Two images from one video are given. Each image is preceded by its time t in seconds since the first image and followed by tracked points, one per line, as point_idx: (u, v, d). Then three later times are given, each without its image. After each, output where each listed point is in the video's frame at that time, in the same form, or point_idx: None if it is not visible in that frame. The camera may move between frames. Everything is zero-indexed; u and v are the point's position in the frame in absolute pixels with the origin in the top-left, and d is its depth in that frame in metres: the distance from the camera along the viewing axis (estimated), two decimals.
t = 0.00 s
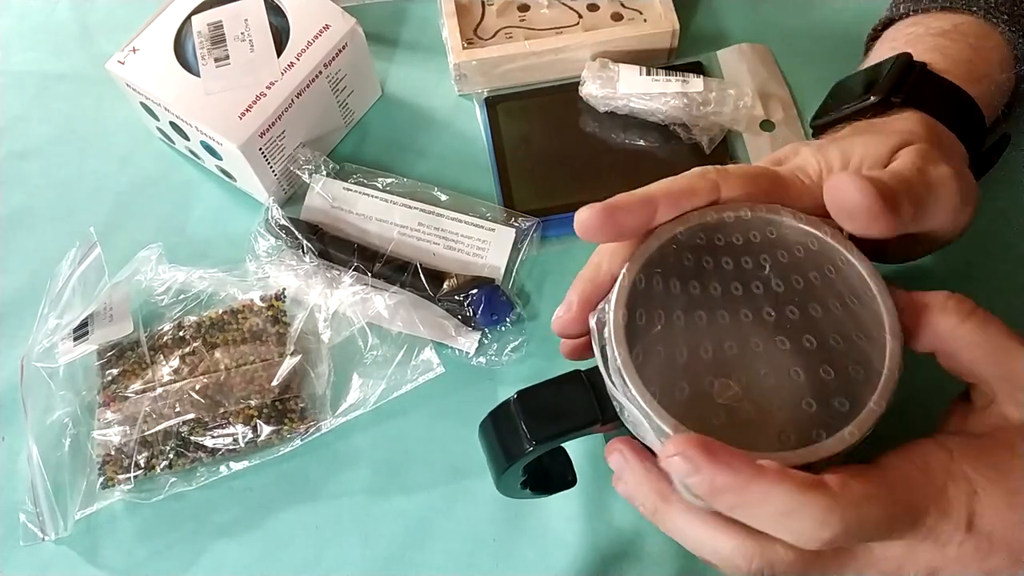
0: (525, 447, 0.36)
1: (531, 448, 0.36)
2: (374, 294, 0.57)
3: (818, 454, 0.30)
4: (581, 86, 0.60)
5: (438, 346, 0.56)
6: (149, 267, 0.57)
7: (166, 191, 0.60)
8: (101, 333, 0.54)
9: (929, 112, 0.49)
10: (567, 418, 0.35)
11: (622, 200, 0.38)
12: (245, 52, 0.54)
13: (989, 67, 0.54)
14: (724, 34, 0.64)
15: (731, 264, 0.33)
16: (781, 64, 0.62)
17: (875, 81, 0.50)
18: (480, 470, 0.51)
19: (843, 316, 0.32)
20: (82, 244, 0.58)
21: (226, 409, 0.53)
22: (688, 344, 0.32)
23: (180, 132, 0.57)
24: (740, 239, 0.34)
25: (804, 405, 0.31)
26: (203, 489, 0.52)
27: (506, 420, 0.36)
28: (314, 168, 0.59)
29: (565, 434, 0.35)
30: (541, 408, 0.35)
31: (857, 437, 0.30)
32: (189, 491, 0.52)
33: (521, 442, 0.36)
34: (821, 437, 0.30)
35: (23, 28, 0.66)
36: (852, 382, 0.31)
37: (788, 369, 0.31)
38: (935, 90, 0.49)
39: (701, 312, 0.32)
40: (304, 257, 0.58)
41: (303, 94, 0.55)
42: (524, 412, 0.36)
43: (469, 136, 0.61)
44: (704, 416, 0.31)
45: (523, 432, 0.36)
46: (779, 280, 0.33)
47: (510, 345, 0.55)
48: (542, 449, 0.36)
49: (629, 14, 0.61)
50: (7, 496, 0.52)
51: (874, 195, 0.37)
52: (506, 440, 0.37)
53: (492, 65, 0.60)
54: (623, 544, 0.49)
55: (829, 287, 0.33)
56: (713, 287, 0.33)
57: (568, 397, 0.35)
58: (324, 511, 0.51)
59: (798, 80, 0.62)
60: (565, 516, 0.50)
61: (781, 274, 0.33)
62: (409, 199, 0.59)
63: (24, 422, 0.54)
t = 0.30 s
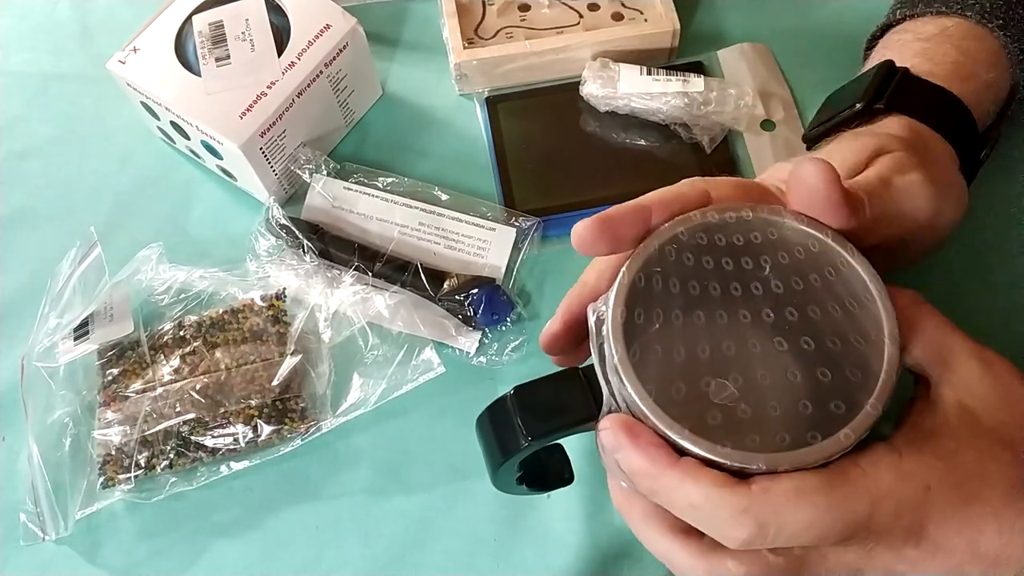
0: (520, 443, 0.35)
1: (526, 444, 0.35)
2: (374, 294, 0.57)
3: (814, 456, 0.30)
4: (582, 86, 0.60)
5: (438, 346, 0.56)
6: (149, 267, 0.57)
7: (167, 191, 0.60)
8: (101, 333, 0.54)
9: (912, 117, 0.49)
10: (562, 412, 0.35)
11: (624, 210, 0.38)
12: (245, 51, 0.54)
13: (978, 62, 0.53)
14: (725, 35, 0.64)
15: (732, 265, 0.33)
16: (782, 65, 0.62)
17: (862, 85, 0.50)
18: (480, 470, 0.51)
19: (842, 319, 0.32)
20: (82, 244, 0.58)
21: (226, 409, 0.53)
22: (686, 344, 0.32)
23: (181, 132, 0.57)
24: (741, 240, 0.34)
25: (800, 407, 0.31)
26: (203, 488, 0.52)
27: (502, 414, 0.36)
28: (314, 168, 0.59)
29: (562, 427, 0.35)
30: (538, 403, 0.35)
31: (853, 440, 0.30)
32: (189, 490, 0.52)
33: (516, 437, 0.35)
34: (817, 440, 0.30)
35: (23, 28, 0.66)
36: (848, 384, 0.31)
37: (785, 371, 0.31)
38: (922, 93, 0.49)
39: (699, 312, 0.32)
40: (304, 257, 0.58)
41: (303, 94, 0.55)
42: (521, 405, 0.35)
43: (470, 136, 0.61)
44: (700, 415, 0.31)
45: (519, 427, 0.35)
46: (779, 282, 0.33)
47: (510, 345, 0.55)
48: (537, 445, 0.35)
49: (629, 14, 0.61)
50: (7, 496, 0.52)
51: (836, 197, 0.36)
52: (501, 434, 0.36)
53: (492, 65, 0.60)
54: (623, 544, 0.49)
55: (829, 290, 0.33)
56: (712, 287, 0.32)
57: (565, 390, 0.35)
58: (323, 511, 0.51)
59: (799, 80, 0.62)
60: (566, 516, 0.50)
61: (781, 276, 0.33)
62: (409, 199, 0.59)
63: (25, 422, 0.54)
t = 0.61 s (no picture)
0: (516, 440, 0.34)
1: (522, 441, 0.34)
2: (374, 294, 0.57)
3: (812, 460, 0.30)
4: (582, 86, 0.60)
5: (438, 346, 0.56)
6: (149, 267, 0.57)
7: (167, 190, 0.60)
8: (101, 333, 0.54)
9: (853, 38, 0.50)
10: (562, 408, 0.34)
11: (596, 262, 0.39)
12: (245, 51, 0.54)
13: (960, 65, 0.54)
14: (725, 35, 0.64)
15: (732, 267, 0.33)
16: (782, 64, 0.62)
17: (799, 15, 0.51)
18: (480, 470, 0.51)
19: (842, 324, 0.32)
20: (82, 243, 0.58)
21: (226, 409, 0.53)
22: (684, 346, 0.32)
23: (181, 132, 0.57)
24: (741, 242, 0.33)
25: (796, 411, 0.31)
26: (203, 488, 0.52)
27: (499, 410, 0.35)
28: (314, 168, 0.59)
29: (561, 424, 0.34)
30: (535, 399, 0.34)
31: (851, 444, 0.30)
32: (189, 490, 0.52)
33: (513, 434, 0.34)
34: (813, 444, 0.30)
35: (24, 28, 0.66)
36: (846, 389, 0.31)
37: (783, 375, 0.31)
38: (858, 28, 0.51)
39: (697, 314, 0.32)
40: (304, 257, 0.58)
41: (303, 94, 0.55)
42: (519, 401, 0.34)
43: (470, 136, 0.61)
44: (697, 416, 0.31)
45: (515, 423, 0.34)
46: (779, 285, 0.33)
47: (510, 345, 0.55)
48: (533, 444, 0.34)
49: (629, 14, 0.61)
50: (8, 496, 0.52)
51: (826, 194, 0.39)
52: (497, 430, 0.35)
53: (492, 64, 0.60)
54: (623, 543, 0.49)
55: (829, 294, 0.33)
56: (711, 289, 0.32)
57: (564, 387, 0.34)
58: (324, 511, 0.51)
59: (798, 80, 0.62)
60: (566, 516, 0.50)
61: (781, 279, 0.33)
62: (409, 199, 0.59)
63: (25, 422, 0.54)
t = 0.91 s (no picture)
0: (494, 414, 0.35)
1: (498, 416, 0.34)
2: (375, 294, 0.57)
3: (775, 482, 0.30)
4: (582, 86, 0.60)
5: (438, 346, 0.56)
6: (149, 267, 0.57)
7: (166, 190, 0.60)
8: (101, 333, 0.54)
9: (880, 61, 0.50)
10: (543, 391, 0.34)
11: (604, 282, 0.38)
12: (245, 51, 0.54)
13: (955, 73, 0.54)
14: (726, 34, 0.64)
15: (737, 278, 0.33)
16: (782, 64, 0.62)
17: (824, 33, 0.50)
18: (481, 470, 0.51)
19: (839, 355, 0.32)
20: (82, 243, 0.58)
21: (226, 409, 0.53)
22: (673, 350, 0.31)
23: (181, 132, 0.57)
24: (751, 256, 0.33)
25: (772, 433, 0.31)
26: (204, 488, 0.52)
27: (483, 382, 0.35)
28: (314, 168, 0.59)
29: (535, 407, 0.34)
30: (520, 377, 0.34)
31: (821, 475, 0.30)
32: (189, 490, 0.52)
33: (493, 407, 0.35)
34: (782, 467, 0.30)
35: (24, 28, 0.66)
36: (827, 418, 0.31)
37: (769, 393, 0.31)
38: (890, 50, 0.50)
39: (693, 319, 0.32)
40: (305, 257, 0.58)
41: (303, 94, 0.55)
42: (502, 379, 0.34)
43: (470, 136, 0.61)
44: (673, 420, 0.31)
45: (496, 398, 0.34)
46: (781, 305, 0.32)
47: (510, 345, 0.56)
48: (510, 420, 0.35)
49: (629, 14, 0.61)
50: (8, 496, 0.52)
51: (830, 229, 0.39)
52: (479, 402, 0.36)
53: (492, 64, 0.60)
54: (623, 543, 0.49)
55: (831, 323, 0.32)
56: (711, 296, 0.32)
57: (549, 369, 0.34)
58: (324, 510, 0.51)
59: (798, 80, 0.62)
60: (566, 515, 0.50)
61: (784, 299, 0.33)
62: (409, 199, 0.59)
63: (25, 422, 0.54)
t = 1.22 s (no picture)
0: (497, 407, 0.35)
1: (503, 409, 0.35)
2: (375, 294, 0.57)
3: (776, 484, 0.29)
4: (582, 86, 0.60)
5: (438, 346, 0.56)
6: (149, 267, 0.57)
7: (167, 190, 0.60)
8: (101, 332, 0.54)
9: None
10: (545, 386, 0.34)
11: (580, 209, 0.46)
12: (245, 51, 0.54)
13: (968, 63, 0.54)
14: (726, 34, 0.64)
15: (744, 281, 0.33)
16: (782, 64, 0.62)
17: None
18: (481, 470, 0.51)
19: (844, 359, 0.32)
20: (82, 243, 0.58)
21: (226, 409, 0.53)
22: (679, 350, 0.32)
23: (181, 132, 0.57)
24: (760, 259, 0.33)
25: (775, 434, 0.31)
26: (203, 488, 0.52)
27: (485, 376, 0.35)
28: (314, 168, 0.59)
29: (535, 402, 0.34)
30: (522, 371, 0.35)
31: (825, 478, 0.29)
32: (189, 490, 0.52)
33: (496, 400, 0.35)
34: (784, 468, 0.30)
35: (24, 28, 0.66)
36: (831, 422, 0.31)
37: (773, 396, 0.31)
38: None
39: (698, 320, 0.32)
40: (304, 257, 0.58)
41: (303, 93, 0.55)
42: (507, 371, 0.35)
43: (470, 135, 0.61)
44: (676, 418, 0.31)
45: (499, 390, 0.35)
46: (789, 309, 0.33)
47: (510, 345, 0.56)
48: (514, 414, 0.35)
49: (629, 14, 0.61)
50: (8, 496, 0.52)
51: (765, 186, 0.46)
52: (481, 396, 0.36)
53: (492, 64, 0.60)
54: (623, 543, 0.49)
55: (839, 328, 0.32)
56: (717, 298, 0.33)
57: (553, 367, 0.35)
58: (324, 510, 0.51)
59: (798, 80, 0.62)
60: (566, 516, 0.50)
61: (792, 303, 0.33)
62: (409, 199, 0.59)
63: (25, 422, 0.54)
